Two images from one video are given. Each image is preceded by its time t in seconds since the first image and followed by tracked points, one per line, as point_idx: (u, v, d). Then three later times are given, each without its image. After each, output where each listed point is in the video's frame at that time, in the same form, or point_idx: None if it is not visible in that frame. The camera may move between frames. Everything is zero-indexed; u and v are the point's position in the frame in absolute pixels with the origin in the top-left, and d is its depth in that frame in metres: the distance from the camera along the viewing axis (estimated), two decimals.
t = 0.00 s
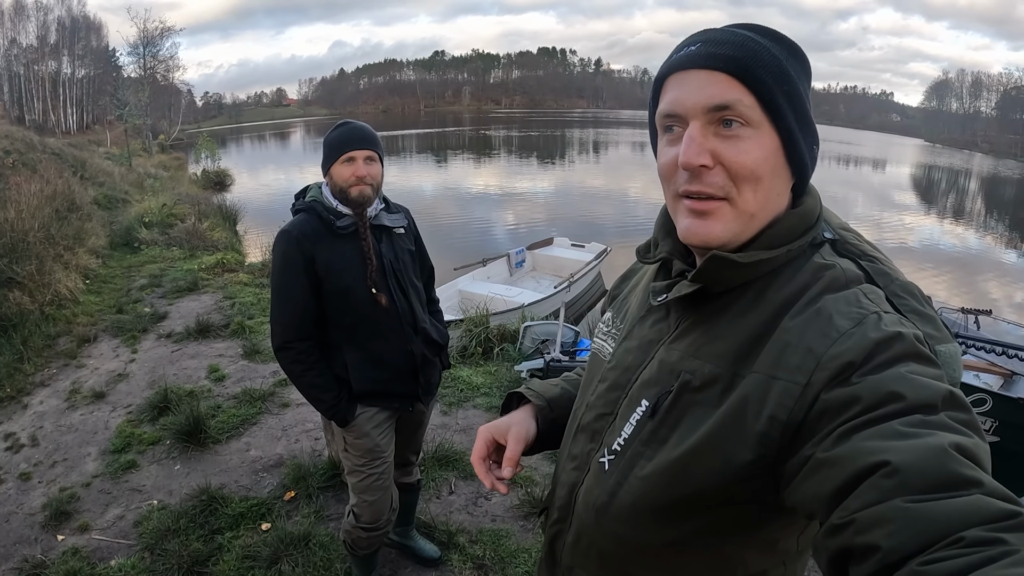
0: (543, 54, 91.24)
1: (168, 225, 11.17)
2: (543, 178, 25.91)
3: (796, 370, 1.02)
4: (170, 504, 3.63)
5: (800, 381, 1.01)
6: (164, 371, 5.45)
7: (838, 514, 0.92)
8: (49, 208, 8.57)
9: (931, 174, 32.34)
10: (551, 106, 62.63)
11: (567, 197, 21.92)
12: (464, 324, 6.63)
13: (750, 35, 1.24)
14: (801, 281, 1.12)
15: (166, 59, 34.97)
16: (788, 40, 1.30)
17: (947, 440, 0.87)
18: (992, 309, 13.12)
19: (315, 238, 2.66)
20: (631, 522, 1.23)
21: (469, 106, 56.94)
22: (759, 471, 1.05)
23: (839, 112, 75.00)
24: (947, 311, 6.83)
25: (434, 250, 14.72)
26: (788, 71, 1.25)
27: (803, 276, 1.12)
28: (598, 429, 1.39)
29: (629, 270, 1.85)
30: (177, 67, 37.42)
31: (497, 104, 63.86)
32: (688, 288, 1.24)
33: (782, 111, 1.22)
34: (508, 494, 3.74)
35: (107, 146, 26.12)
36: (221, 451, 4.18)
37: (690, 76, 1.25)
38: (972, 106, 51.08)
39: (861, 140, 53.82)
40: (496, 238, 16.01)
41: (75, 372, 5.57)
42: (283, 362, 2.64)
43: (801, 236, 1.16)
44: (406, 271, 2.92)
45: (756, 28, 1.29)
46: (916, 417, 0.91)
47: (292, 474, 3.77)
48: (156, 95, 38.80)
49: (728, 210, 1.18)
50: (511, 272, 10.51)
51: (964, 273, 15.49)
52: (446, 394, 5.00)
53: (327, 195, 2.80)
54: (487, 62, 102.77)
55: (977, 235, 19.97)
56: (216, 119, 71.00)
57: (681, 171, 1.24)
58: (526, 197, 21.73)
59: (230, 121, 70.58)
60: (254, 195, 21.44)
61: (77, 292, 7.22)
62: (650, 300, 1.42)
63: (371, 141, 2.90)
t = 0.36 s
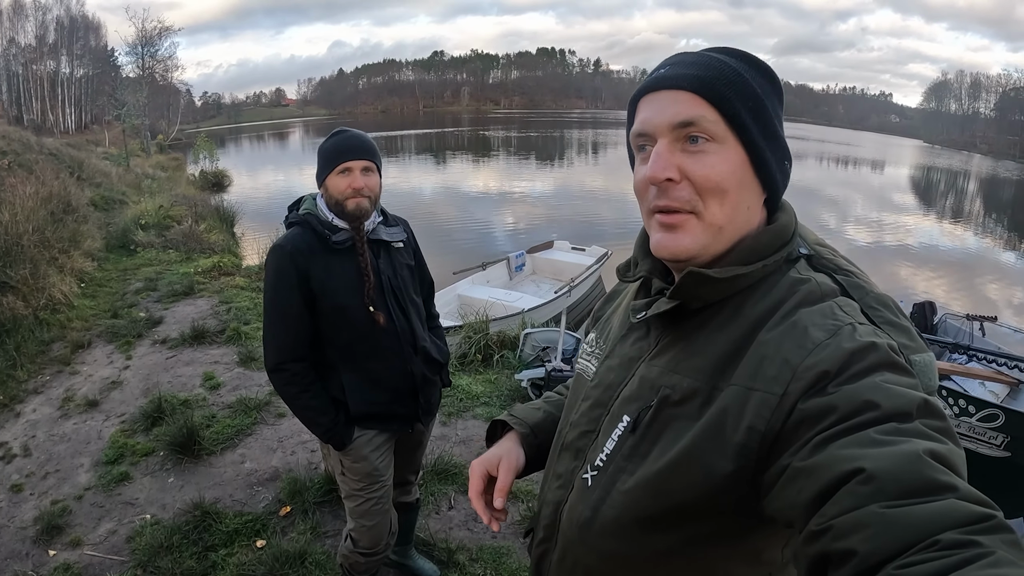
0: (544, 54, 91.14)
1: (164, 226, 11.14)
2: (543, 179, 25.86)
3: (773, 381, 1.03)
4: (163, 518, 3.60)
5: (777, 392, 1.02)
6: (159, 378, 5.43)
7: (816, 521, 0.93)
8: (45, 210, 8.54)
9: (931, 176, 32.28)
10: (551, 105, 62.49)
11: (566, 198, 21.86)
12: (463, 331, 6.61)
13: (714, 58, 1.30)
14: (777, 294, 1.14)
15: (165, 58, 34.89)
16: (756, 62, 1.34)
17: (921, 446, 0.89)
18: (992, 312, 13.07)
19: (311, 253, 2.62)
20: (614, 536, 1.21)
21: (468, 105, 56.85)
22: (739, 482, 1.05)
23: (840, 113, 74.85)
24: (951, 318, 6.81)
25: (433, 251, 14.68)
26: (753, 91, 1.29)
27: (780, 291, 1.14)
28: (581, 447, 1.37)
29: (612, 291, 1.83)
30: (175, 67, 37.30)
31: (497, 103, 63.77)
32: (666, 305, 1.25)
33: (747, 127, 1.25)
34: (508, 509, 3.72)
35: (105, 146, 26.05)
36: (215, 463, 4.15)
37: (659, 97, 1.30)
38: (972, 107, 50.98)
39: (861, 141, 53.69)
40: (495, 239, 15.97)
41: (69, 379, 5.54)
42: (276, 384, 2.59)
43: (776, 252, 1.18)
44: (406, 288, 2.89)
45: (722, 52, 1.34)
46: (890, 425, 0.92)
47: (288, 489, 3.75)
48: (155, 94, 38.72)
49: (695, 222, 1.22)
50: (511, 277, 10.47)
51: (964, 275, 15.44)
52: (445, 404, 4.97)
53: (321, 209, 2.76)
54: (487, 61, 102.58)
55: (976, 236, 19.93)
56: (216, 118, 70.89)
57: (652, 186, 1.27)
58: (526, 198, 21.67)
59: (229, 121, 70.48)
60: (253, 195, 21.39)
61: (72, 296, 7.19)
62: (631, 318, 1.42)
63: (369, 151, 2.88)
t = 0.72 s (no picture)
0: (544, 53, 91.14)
1: (162, 228, 11.12)
2: (543, 180, 25.83)
3: (764, 381, 1.00)
4: (159, 533, 3.57)
5: (768, 392, 0.99)
6: (155, 386, 5.41)
7: (808, 519, 0.90)
8: (42, 212, 8.52)
9: (930, 177, 32.23)
10: (551, 105, 62.53)
11: (567, 198, 21.82)
12: (466, 337, 6.57)
13: (709, 72, 1.26)
14: (769, 298, 1.11)
15: (164, 58, 34.92)
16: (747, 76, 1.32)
17: (912, 443, 0.87)
18: (993, 313, 13.03)
19: (311, 268, 2.58)
20: (609, 540, 1.17)
21: (469, 105, 56.92)
22: (733, 483, 1.02)
23: (840, 114, 74.80)
24: (959, 324, 6.79)
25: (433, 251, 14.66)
26: (749, 104, 1.26)
27: (771, 295, 1.11)
28: (576, 451, 1.33)
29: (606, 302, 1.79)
30: (175, 67, 37.32)
31: (497, 102, 63.80)
32: (660, 309, 1.21)
33: (748, 139, 1.23)
34: (513, 524, 3.69)
35: (105, 145, 26.07)
36: (212, 475, 4.13)
37: (658, 112, 1.26)
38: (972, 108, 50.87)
39: (861, 142, 53.60)
40: (495, 239, 15.96)
41: (63, 385, 5.51)
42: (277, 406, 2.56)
43: (768, 257, 1.15)
44: (412, 304, 2.85)
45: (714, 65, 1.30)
46: (881, 423, 0.90)
47: (287, 504, 3.72)
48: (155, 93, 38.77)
49: (703, 235, 1.17)
50: (513, 280, 10.44)
51: (965, 277, 15.39)
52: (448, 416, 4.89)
53: (323, 220, 2.72)
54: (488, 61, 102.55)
55: (976, 237, 19.88)
56: (216, 117, 70.97)
57: (658, 200, 1.22)
58: (526, 199, 21.63)
59: (230, 121, 70.55)
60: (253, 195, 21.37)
61: (69, 300, 7.17)
62: (627, 324, 1.37)
63: (372, 160, 2.84)
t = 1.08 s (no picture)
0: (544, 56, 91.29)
1: (161, 228, 11.10)
2: (543, 182, 25.83)
3: (771, 370, 0.97)
4: (157, 543, 3.53)
5: (776, 379, 0.96)
6: (154, 390, 5.37)
7: (819, 503, 0.88)
8: (40, 212, 8.50)
9: (929, 181, 32.23)
10: (550, 108, 62.60)
11: (567, 201, 21.82)
12: (470, 341, 6.56)
13: (694, 79, 1.22)
14: (770, 291, 1.08)
15: (164, 58, 34.93)
16: (731, 77, 1.28)
17: (919, 423, 0.85)
18: (994, 317, 13.00)
19: (316, 274, 2.55)
20: (625, 544, 1.13)
21: (469, 107, 56.95)
22: (745, 475, 0.99)
23: (839, 118, 74.93)
24: (966, 330, 6.77)
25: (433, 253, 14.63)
26: (736, 109, 1.23)
27: (773, 287, 1.08)
28: (586, 457, 1.29)
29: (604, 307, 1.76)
30: (175, 68, 37.34)
31: (497, 104, 63.86)
32: (663, 309, 1.17)
33: (736, 145, 1.19)
34: (521, 536, 3.66)
35: (105, 145, 26.06)
36: (212, 483, 4.10)
37: (645, 123, 1.21)
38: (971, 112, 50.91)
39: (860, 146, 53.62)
40: (496, 241, 15.95)
41: (60, 388, 5.48)
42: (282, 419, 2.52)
43: (766, 252, 1.13)
44: (422, 312, 2.82)
45: (698, 69, 1.27)
46: (887, 406, 0.88)
47: (289, 514, 3.69)
48: (155, 94, 38.77)
49: (701, 245, 1.14)
50: (515, 284, 10.41)
51: (965, 280, 15.37)
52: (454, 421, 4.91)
53: (329, 222, 2.70)
54: (488, 63, 102.66)
55: (975, 241, 19.87)
56: (216, 118, 71.04)
57: (654, 216, 1.18)
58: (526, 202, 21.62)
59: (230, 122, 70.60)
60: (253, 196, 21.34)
61: (66, 301, 7.15)
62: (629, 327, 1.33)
63: (382, 161, 2.81)
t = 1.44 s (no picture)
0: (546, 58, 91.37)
1: (162, 228, 11.09)
2: (544, 184, 25.80)
3: (765, 377, 0.95)
4: (155, 547, 3.52)
5: (770, 388, 0.94)
6: (152, 391, 5.35)
7: (815, 514, 0.87)
8: (40, 211, 8.49)
9: (931, 184, 32.19)
10: (551, 109, 62.61)
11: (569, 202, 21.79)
12: (471, 344, 6.53)
13: (692, 81, 1.21)
14: (762, 297, 1.06)
15: (167, 57, 34.97)
16: (727, 79, 1.27)
17: (916, 433, 0.84)
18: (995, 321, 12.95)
19: (314, 277, 2.53)
20: (616, 554, 1.11)
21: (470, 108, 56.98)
22: (738, 483, 0.97)
23: (840, 121, 74.90)
24: (969, 334, 6.73)
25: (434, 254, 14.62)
26: (734, 112, 1.21)
27: (765, 292, 1.06)
28: (575, 465, 1.28)
29: (596, 311, 1.74)
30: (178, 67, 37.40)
31: (498, 105, 63.86)
32: (652, 316, 1.15)
33: (731, 148, 1.18)
34: (522, 541, 3.63)
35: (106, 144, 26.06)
36: (210, 486, 4.08)
37: (640, 124, 1.19)
38: (973, 115, 50.86)
39: (861, 149, 53.55)
40: (497, 242, 15.93)
41: (58, 389, 5.46)
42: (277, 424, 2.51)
43: (758, 257, 1.11)
44: (421, 317, 2.80)
45: (693, 71, 1.25)
46: (882, 414, 0.87)
47: (287, 519, 3.67)
48: (156, 93, 38.79)
49: (693, 248, 1.12)
50: (517, 285, 10.39)
51: (967, 285, 15.31)
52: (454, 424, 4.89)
53: (326, 225, 2.68)
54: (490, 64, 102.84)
55: (977, 245, 19.82)
56: (218, 117, 71.10)
57: (646, 218, 1.16)
58: (527, 203, 21.61)
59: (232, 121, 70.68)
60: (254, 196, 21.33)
61: (66, 301, 7.14)
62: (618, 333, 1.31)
63: (379, 163, 2.79)
